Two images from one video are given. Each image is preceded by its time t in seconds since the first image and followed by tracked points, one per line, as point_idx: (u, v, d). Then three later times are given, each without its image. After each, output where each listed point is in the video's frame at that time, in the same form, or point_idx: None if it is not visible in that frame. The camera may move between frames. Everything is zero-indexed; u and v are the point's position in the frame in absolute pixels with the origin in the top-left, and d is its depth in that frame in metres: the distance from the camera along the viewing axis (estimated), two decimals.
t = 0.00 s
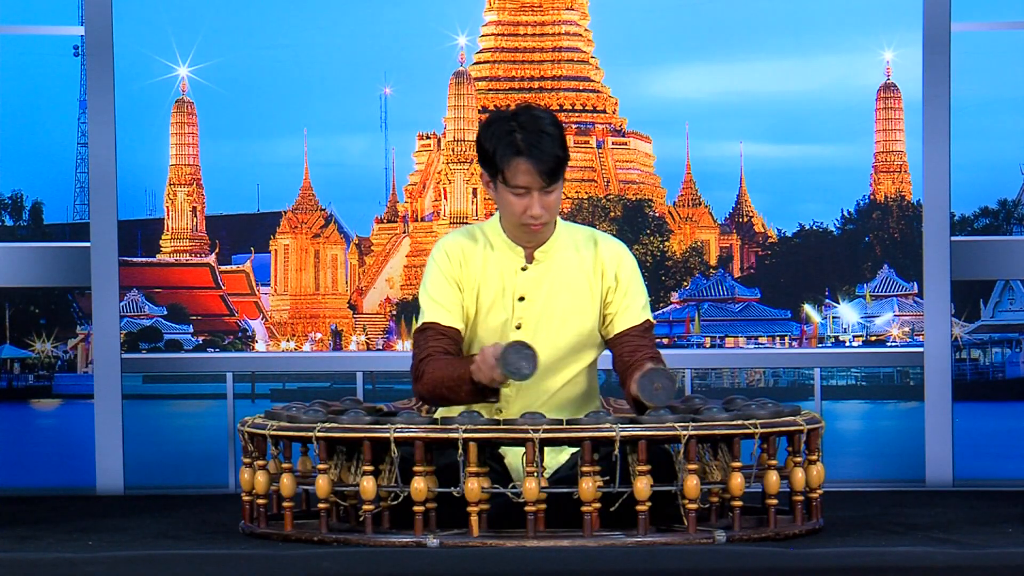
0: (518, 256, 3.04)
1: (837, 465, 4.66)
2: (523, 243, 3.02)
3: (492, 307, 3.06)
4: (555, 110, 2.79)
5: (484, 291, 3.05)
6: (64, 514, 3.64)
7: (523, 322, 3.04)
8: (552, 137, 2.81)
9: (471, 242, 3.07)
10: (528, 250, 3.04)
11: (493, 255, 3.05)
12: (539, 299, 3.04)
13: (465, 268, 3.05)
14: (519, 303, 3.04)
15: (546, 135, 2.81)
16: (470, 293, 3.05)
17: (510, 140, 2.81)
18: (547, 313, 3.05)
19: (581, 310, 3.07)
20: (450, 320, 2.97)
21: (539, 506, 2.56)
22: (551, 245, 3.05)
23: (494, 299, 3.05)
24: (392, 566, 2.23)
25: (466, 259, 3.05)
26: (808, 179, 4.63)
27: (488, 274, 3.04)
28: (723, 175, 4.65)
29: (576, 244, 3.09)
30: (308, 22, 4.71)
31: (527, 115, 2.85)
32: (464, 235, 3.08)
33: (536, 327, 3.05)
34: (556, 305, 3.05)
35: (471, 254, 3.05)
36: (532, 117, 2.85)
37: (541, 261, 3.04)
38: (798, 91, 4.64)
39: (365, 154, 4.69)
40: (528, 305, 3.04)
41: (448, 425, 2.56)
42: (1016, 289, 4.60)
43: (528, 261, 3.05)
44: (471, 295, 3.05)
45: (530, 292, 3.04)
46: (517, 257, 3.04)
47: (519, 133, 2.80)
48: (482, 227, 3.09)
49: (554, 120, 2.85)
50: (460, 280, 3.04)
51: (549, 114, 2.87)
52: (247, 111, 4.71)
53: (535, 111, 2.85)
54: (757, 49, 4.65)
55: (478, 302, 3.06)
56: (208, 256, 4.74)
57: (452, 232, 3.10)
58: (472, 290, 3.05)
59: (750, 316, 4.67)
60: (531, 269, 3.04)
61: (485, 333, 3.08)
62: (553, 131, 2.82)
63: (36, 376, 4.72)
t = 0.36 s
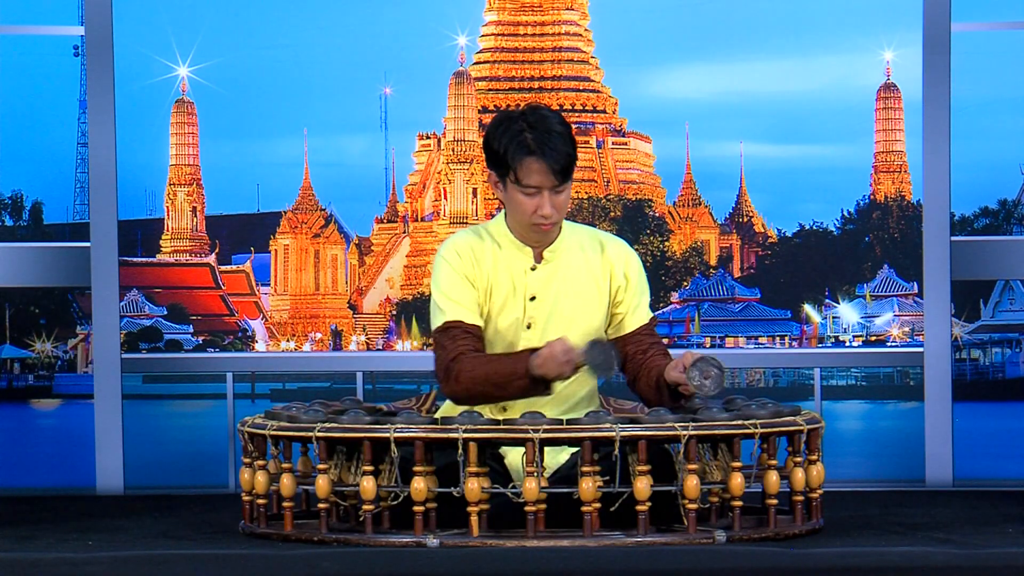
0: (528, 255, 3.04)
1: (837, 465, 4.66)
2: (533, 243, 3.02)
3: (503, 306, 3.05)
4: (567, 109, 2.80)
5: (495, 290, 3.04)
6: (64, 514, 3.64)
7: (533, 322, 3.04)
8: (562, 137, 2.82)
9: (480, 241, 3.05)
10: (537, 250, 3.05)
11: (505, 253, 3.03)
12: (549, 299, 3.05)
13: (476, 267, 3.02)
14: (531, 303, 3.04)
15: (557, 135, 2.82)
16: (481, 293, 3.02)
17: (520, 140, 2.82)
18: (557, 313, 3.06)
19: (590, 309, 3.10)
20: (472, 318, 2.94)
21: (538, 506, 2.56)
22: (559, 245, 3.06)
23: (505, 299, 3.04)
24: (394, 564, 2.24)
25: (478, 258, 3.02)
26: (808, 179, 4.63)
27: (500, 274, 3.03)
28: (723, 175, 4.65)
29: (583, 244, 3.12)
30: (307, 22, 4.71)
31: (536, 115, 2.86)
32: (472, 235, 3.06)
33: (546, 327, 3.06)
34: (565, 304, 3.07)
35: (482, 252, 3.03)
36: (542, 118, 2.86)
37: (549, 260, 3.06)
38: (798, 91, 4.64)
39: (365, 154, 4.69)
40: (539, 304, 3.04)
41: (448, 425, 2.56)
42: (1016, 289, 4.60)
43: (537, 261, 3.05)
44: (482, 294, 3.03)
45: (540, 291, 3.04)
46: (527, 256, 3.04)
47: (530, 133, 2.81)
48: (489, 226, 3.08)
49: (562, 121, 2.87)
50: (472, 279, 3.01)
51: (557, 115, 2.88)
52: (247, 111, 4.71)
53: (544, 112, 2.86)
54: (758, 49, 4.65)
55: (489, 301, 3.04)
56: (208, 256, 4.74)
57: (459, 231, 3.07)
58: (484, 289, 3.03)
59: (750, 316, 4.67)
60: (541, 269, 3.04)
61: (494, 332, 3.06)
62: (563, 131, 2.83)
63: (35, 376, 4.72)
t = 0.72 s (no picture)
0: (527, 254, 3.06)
1: (837, 465, 4.66)
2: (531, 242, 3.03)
3: (497, 305, 3.08)
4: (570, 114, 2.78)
5: (489, 288, 3.08)
6: (64, 514, 3.64)
7: (525, 321, 3.05)
8: (559, 141, 2.80)
9: (482, 239, 3.10)
10: (537, 249, 3.06)
11: (502, 252, 3.07)
12: (544, 299, 3.06)
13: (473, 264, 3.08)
14: (523, 301, 3.06)
15: (555, 138, 2.80)
16: (475, 289, 3.08)
17: (518, 137, 2.80)
18: (551, 313, 3.06)
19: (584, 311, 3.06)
20: (452, 316, 3.00)
21: (539, 506, 2.56)
22: (560, 246, 3.05)
23: (499, 296, 3.08)
24: (395, 563, 2.24)
25: (474, 255, 3.08)
26: (809, 179, 4.63)
27: (495, 271, 3.07)
28: (723, 175, 4.65)
29: (585, 245, 3.08)
30: (307, 22, 4.71)
31: (543, 116, 2.84)
32: (475, 231, 3.12)
33: (540, 327, 3.06)
34: (561, 305, 3.06)
35: (480, 249, 3.08)
36: (547, 118, 2.83)
37: (548, 260, 3.05)
38: (798, 91, 4.64)
39: (365, 154, 4.69)
40: (531, 304, 3.06)
41: (448, 425, 2.56)
42: (1016, 289, 4.60)
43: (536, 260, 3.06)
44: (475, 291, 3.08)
45: (534, 291, 3.06)
46: (525, 255, 3.06)
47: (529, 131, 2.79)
48: (497, 225, 3.12)
49: (568, 126, 2.84)
50: (467, 275, 3.07)
51: (566, 119, 2.85)
52: (247, 111, 4.71)
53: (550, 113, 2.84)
54: (757, 49, 4.65)
55: (484, 298, 3.09)
56: (208, 256, 4.74)
57: (465, 226, 3.13)
58: (478, 285, 3.08)
59: (750, 316, 4.67)
60: (537, 268, 3.05)
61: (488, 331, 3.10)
62: (563, 136, 2.81)
63: (35, 376, 4.72)
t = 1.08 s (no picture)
0: (519, 254, 3.06)
1: (837, 465, 4.66)
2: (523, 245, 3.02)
3: (491, 305, 3.07)
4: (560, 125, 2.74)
5: (483, 289, 3.07)
6: (64, 514, 3.64)
7: (520, 321, 3.04)
8: (541, 150, 2.76)
9: (474, 239, 3.11)
10: (530, 249, 3.05)
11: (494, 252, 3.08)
12: (537, 298, 3.05)
13: (466, 266, 3.08)
14: (516, 302, 3.04)
15: (538, 146, 2.77)
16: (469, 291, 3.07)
17: (505, 141, 2.78)
18: (545, 313, 3.05)
19: (579, 310, 3.06)
20: (444, 316, 3.02)
21: (539, 506, 2.56)
22: (553, 246, 3.04)
23: (493, 298, 3.07)
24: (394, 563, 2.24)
25: (466, 255, 3.08)
26: (808, 179, 4.63)
27: (488, 272, 3.06)
28: (723, 175, 4.65)
29: (579, 244, 3.08)
30: (308, 22, 4.71)
31: (538, 122, 2.80)
32: (470, 234, 3.12)
33: (534, 328, 3.05)
34: (555, 304, 3.05)
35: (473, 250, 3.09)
36: (538, 124, 2.80)
37: (541, 260, 3.04)
38: (798, 91, 4.64)
39: (365, 154, 4.69)
40: (525, 304, 3.04)
41: (448, 425, 2.56)
42: (1016, 289, 4.60)
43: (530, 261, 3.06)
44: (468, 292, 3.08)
45: (528, 291, 3.05)
46: (518, 256, 3.06)
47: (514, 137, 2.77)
48: (489, 226, 3.13)
49: (560, 136, 2.80)
50: (460, 277, 3.07)
51: (562, 130, 2.81)
52: (246, 111, 4.71)
53: (542, 118, 2.80)
54: (757, 49, 4.65)
55: (478, 300, 3.08)
56: (208, 256, 4.74)
57: (458, 228, 3.14)
58: (472, 287, 3.07)
59: (750, 316, 4.67)
60: (530, 268, 3.04)
61: (481, 333, 3.07)
62: (550, 147, 2.77)
63: (35, 376, 4.71)
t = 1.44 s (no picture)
0: (513, 254, 3.05)
1: (837, 466, 4.66)
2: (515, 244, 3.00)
3: (486, 305, 3.07)
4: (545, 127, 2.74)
5: (476, 289, 3.07)
6: (64, 514, 3.64)
7: (514, 321, 3.02)
8: (523, 153, 2.77)
9: (468, 239, 3.11)
10: (524, 250, 3.04)
11: (487, 252, 3.08)
12: (531, 299, 3.03)
13: (461, 266, 3.08)
14: (510, 302, 3.03)
15: (521, 149, 2.77)
16: (464, 291, 3.08)
17: (491, 141, 2.79)
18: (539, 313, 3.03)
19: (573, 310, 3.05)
20: (435, 316, 3.05)
21: (539, 506, 2.56)
22: (548, 246, 3.03)
23: (487, 297, 3.06)
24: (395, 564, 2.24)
25: (460, 256, 3.09)
26: (808, 178, 4.63)
27: (482, 273, 3.06)
28: (723, 175, 4.65)
29: (574, 244, 3.07)
30: (308, 22, 4.71)
31: (526, 125, 2.81)
32: (466, 234, 3.13)
33: (529, 328, 3.03)
34: (549, 304, 3.04)
35: (467, 251, 3.09)
36: (527, 128, 2.80)
37: (536, 260, 3.03)
38: (798, 91, 4.64)
39: (364, 154, 4.69)
40: (519, 304, 3.03)
41: (448, 425, 2.56)
42: (1016, 290, 4.60)
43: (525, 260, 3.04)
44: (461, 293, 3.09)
45: (522, 291, 3.03)
46: (513, 255, 3.05)
47: (499, 138, 2.79)
48: (485, 227, 3.13)
49: (548, 142, 2.80)
50: (455, 277, 3.08)
51: (550, 135, 2.81)
52: (247, 111, 4.71)
53: (532, 123, 2.80)
54: (757, 49, 4.65)
55: (472, 299, 3.09)
56: (208, 256, 4.74)
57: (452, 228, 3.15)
58: (466, 287, 3.08)
59: (750, 316, 4.67)
60: (525, 268, 3.03)
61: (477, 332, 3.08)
62: (534, 150, 2.77)
63: (35, 376, 4.72)
